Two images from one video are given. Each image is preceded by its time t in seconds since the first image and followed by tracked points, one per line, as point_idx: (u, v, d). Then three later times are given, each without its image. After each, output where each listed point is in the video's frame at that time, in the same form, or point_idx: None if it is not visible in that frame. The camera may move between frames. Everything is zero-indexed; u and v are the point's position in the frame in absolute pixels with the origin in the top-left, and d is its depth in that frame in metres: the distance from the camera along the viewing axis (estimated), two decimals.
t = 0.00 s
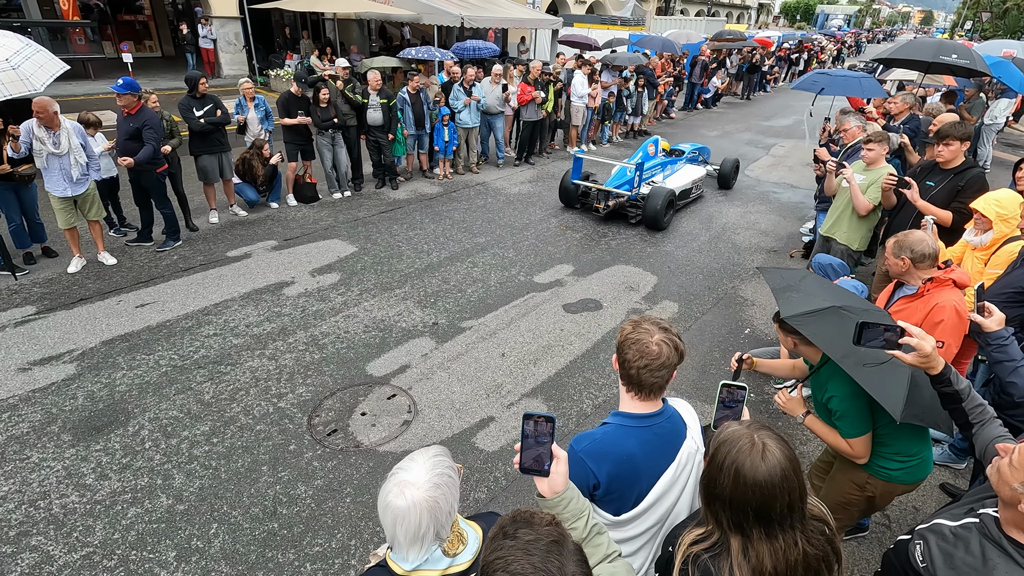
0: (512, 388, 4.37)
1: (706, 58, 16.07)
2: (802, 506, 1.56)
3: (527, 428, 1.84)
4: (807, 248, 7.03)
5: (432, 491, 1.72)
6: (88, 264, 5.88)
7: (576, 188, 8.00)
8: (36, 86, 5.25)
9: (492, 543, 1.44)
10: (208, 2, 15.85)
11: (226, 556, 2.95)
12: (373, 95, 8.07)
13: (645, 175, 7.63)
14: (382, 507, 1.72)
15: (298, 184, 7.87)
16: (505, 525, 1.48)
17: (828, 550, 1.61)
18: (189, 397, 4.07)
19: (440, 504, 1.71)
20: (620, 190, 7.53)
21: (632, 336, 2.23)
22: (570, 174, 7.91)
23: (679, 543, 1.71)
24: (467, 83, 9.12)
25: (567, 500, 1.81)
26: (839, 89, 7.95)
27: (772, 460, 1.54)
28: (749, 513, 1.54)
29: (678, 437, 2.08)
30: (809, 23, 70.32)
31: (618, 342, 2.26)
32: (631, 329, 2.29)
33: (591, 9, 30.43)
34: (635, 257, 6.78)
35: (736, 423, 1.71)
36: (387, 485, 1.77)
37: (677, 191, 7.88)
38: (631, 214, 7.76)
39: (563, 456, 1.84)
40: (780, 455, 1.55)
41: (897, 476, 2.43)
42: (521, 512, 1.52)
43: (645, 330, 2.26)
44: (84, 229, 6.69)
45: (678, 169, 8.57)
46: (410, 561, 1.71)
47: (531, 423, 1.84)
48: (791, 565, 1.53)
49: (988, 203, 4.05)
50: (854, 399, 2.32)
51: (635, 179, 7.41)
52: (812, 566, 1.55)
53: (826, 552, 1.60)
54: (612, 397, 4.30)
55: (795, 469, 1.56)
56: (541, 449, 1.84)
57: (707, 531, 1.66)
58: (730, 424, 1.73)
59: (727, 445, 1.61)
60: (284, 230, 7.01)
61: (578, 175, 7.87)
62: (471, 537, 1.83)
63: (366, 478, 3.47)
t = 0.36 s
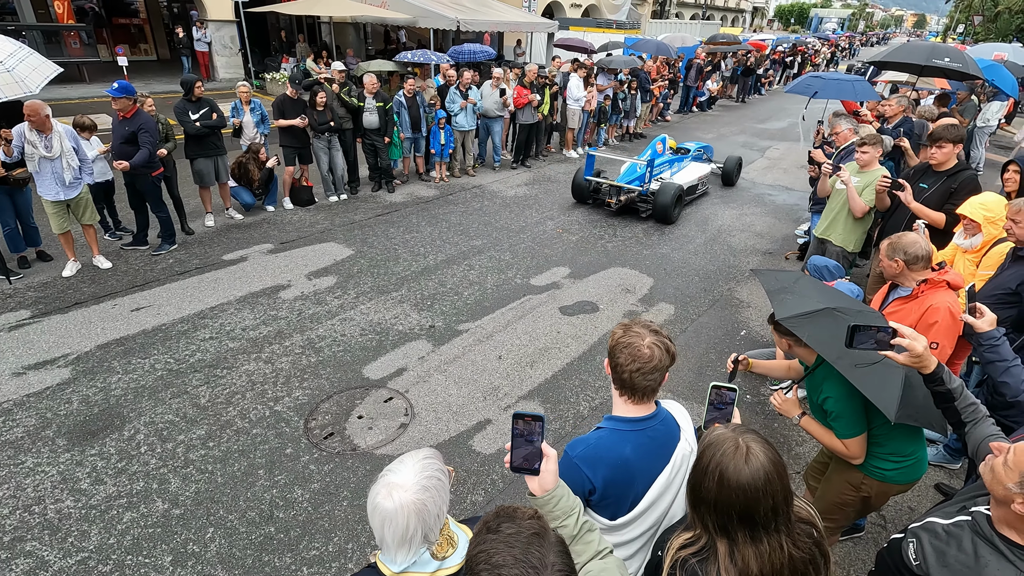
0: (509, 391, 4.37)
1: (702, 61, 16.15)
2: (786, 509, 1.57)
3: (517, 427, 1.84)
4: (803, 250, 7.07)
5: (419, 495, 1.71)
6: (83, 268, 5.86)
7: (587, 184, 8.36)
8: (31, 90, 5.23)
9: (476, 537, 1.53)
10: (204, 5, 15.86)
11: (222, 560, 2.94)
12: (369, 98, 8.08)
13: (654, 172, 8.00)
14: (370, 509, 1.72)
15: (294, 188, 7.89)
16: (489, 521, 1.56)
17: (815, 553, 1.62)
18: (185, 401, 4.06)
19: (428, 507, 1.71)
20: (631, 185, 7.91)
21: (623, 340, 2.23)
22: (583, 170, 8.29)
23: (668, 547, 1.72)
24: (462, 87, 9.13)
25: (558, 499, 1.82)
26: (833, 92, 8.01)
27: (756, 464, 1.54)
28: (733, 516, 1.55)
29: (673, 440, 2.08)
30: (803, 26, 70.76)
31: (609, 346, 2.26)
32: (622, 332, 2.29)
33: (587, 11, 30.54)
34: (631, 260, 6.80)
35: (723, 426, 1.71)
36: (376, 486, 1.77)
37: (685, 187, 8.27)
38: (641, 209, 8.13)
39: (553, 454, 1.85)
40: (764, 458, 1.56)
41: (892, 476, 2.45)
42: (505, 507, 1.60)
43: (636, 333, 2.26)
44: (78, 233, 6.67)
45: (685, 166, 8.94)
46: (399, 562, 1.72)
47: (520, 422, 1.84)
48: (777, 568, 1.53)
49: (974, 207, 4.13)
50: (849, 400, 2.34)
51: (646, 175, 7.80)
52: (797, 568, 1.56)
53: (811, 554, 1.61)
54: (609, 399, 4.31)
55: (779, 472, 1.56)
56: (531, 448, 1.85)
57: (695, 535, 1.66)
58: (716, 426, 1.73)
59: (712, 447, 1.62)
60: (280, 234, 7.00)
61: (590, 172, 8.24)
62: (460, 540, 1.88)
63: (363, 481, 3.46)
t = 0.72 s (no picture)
0: (507, 392, 4.37)
1: (699, 63, 16.20)
2: (772, 511, 1.57)
3: (512, 424, 1.87)
4: (800, 251, 7.09)
5: (415, 495, 1.71)
6: (79, 269, 5.84)
7: (600, 180, 8.73)
8: (25, 84, 5.22)
9: (471, 529, 1.55)
10: (201, 7, 15.84)
11: (220, 562, 2.93)
12: (366, 100, 8.08)
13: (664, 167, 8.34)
14: (366, 511, 1.71)
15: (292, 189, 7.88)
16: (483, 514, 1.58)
17: (804, 555, 1.62)
18: (183, 403, 4.05)
19: (423, 508, 1.71)
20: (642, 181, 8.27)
21: (619, 342, 2.23)
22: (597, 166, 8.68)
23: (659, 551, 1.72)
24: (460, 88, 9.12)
25: (552, 496, 1.82)
26: (830, 94, 8.04)
27: (740, 467, 1.55)
28: (719, 519, 1.55)
29: (669, 441, 2.09)
30: (799, 29, 71.00)
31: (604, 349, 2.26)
32: (617, 334, 2.29)
33: (584, 13, 30.58)
34: (629, 261, 6.81)
35: (708, 429, 1.72)
36: (370, 489, 1.76)
37: (693, 182, 8.60)
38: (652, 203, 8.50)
39: (546, 451, 1.87)
40: (747, 461, 1.56)
41: (888, 477, 2.45)
42: (499, 500, 1.61)
43: (632, 334, 2.27)
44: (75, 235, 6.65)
45: (692, 163, 9.27)
46: (395, 563, 1.72)
47: (514, 419, 1.87)
48: (764, 571, 1.54)
49: (965, 208, 4.19)
50: (846, 400, 2.35)
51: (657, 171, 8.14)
52: (786, 570, 1.56)
53: (800, 556, 1.61)
54: (607, 400, 4.32)
55: (763, 474, 1.57)
56: (525, 445, 1.87)
57: (684, 540, 1.67)
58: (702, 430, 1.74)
59: (695, 451, 1.63)
60: (278, 235, 6.99)
61: (602, 168, 8.64)
62: (455, 540, 1.88)
63: (361, 483, 3.46)
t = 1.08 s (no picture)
0: (507, 391, 4.36)
1: (699, 61, 16.17)
2: (767, 513, 1.56)
3: (507, 420, 1.89)
4: (800, 249, 7.09)
5: (410, 496, 1.71)
6: (77, 268, 5.82)
7: (612, 173, 9.03)
8: (23, 81, 5.19)
9: (461, 529, 1.54)
10: (199, 4, 15.79)
11: (219, 562, 2.92)
12: (365, 98, 8.05)
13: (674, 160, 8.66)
14: (361, 512, 1.71)
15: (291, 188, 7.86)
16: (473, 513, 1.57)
17: (800, 556, 1.62)
18: (181, 402, 4.04)
19: (418, 508, 1.71)
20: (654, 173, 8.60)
21: (616, 341, 2.21)
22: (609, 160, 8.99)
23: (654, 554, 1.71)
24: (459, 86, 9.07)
25: (546, 493, 1.82)
26: (830, 93, 8.02)
27: (734, 469, 1.54)
28: (714, 523, 1.55)
29: (667, 441, 2.08)
30: (798, 27, 70.93)
31: (602, 349, 2.24)
32: (615, 333, 2.28)
33: (584, 10, 30.48)
34: (629, 259, 6.81)
35: (701, 432, 1.71)
36: (366, 489, 1.76)
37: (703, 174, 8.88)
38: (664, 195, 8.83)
39: (540, 447, 1.88)
40: (742, 463, 1.56)
41: (888, 475, 2.45)
42: (489, 499, 1.61)
43: (631, 332, 2.26)
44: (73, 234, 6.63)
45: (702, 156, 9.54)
46: (390, 563, 1.71)
47: (509, 415, 1.89)
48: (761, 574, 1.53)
49: (969, 203, 4.15)
50: (845, 399, 2.34)
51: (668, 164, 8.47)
52: (782, 572, 1.55)
53: (797, 557, 1.61)
54: (607, 399, 4.31)
55: (758, 476, 1.56)
56: (519, 441, 1.89)
57: (680, 542, 1.67)
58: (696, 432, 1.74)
59: (690, 455, 1.62)
60: (277, 234, 6.98)
61: (615, 162, 8.95)
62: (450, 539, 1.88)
63: (361, 482, 3.45)
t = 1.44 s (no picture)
0: (505, 392, 4.37)
1: (697, 62, 16.20)
2: (765, 515, 1.57)
3: (500, 418, 1.90)
4: (797, 250, 7.11)
5: (407, 499, 1.70)
6: (74, 268, 5.81)
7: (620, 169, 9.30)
8: (22, 80, 5.18)
9: (446, 528, 1.56)
10: (197, 5, 15.77)
11: (216, 563, 2.92)
12: (364, 98, 8.04)
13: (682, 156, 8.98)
14: (358, 514, 1.71)
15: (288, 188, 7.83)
16: (459, 512, 1.59)
17: (798, 557, 1.62)
18: (179, 403, 4.03)
19: (416, 511, 1.71)
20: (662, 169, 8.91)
21: (615, 338, 2.21)
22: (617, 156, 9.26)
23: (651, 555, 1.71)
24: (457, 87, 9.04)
25: (540, 491, 1.81)
26: (829, 93, 8.04)
27: (731, 471, 1.54)
28: (712, 525, 1.54)
29: (664, 438, 2.08)
30: (795, 28, 71.14)
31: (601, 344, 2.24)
32: (614, 329, 2.28)
33: (582, 11, 30.49)
34: (627, 260, 6.82)
35: (698, 433, 1.71)
36: (363, 490, 1.76)
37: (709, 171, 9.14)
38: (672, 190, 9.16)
39: (533, 445, 1.88)
40: (739, 465, 1.56)
41: (884, 475, 2.45)
42: (474, 498, 1.62)
43: (629, 329, 2.26)
44: (70, 234, 6.61)
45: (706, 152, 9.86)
46: (386, 564, 1.72)
47: (502, 414, 1.90)
48: None
49: (968, 203, 4.19)
50: (842, 398, 2.35)
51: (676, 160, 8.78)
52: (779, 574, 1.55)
53: (794, 559, 1.61)
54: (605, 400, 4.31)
55: (755, 478, 1.56)
56: (513, 439, 1.91)
57: (677, 544, 1.67)
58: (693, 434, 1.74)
59: (687, 457, 1.62)
60: (275, 234, 6.97)
61: (623, 159, 9.21)
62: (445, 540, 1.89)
63: (359, 483, 3.45)
